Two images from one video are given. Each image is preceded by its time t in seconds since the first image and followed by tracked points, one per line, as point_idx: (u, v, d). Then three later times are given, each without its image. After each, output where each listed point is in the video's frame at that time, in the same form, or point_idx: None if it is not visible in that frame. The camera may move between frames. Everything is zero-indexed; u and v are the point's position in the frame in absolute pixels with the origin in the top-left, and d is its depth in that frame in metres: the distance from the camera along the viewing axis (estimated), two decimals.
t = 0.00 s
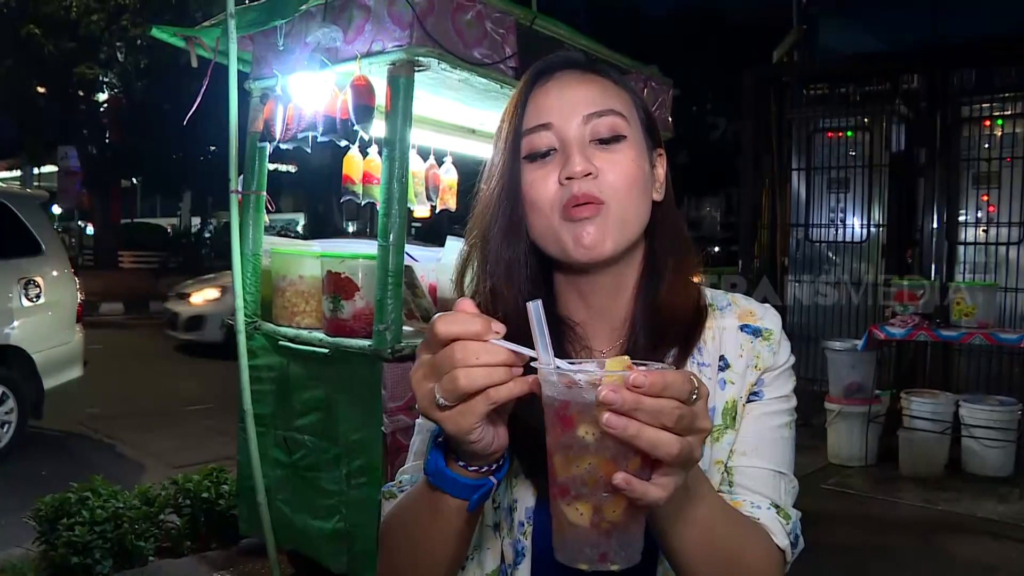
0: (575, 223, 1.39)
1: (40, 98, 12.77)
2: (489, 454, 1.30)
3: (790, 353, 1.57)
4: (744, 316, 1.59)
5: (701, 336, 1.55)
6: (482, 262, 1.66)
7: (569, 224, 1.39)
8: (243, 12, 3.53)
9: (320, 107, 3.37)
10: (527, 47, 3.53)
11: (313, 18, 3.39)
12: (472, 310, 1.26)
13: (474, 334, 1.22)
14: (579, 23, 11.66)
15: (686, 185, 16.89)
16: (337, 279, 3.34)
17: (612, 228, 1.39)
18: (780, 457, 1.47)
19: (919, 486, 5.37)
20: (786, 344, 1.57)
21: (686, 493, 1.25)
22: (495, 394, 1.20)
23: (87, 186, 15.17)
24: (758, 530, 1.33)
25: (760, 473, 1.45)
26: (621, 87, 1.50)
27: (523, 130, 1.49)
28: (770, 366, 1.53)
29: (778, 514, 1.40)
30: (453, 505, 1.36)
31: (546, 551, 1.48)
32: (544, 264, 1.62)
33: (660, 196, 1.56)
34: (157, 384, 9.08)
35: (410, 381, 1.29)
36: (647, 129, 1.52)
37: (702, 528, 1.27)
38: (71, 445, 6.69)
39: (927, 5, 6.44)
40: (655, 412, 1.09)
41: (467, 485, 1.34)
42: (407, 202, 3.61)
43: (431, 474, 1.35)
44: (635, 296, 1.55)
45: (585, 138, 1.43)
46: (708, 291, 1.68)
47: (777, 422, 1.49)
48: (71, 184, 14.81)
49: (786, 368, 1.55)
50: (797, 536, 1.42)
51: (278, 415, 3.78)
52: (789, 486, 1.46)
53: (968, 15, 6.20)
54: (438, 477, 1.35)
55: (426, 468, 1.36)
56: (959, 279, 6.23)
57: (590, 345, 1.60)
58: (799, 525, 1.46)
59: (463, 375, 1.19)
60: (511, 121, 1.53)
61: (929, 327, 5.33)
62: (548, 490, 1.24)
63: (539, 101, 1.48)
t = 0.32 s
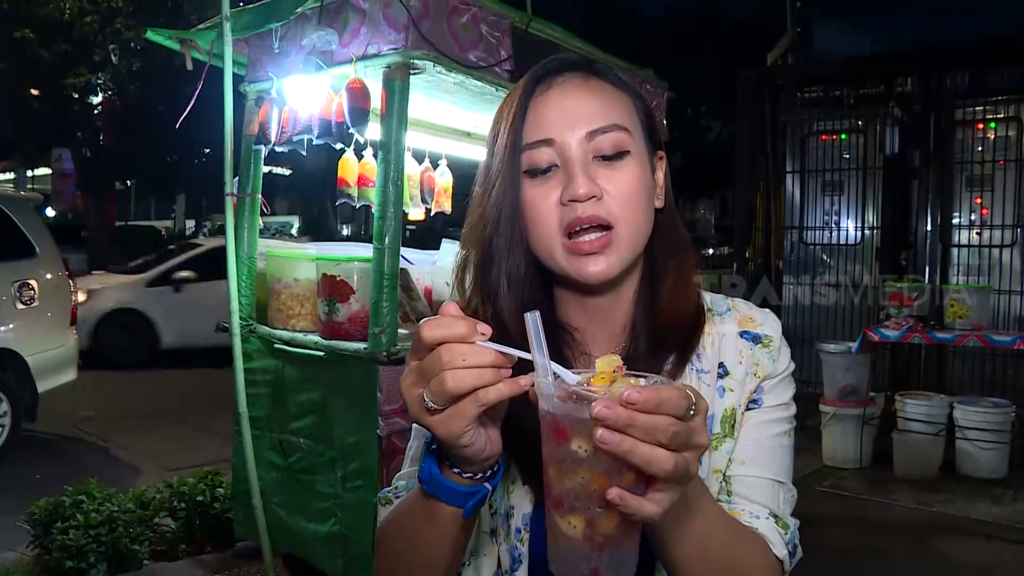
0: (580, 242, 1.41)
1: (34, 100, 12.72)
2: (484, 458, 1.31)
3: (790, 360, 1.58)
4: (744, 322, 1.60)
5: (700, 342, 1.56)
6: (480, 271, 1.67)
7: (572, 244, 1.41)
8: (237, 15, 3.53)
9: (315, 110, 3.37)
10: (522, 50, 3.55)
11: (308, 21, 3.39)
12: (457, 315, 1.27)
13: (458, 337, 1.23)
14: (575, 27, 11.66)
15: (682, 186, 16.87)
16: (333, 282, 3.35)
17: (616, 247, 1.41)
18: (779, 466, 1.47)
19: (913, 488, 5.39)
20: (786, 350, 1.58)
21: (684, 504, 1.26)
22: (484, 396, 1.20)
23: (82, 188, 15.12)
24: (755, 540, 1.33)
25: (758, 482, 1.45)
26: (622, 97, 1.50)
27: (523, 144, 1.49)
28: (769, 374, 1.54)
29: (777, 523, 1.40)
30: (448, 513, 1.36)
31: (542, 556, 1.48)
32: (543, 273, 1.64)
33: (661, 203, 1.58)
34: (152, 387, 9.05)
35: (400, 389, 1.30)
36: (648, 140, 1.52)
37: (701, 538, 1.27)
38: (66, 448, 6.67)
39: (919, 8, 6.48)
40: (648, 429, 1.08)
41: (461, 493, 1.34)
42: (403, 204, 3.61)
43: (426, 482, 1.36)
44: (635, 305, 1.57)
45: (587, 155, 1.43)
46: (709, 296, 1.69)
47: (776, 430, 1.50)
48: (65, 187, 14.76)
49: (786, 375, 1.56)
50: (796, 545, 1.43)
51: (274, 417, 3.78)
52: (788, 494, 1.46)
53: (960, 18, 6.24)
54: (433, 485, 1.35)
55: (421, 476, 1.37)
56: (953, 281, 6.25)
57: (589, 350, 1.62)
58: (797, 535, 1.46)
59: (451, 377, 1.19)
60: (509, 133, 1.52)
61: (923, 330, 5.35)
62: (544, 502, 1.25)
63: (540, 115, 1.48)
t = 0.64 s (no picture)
0: (579, 242, 1.40)
1: (34, 100, 12.70)
2: (478, 467, 1.29)
3: (797, 368, 1.57)
4: (750, 329, 1.58)
5: (705, 349, 1.55)
6: (479, 270, 1.66)
7: (573, 245, 1.40)
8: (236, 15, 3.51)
9: (314, 110, 3.36)
10: (522, 51, 3.54)
11: (308, 21, 3.39)
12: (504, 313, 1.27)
13: (496, 331, 1.23)
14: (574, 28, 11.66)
15: (681, 186, 16.83)
16: (332, 282, 3.34)
17: (617, 248, 1.40)
18: (784, 479, 1.46)
19: (913, 490, 5.38)
20: (792, 358, 1.57)
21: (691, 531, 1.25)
22: (494, 397, 1.19)
23: (81, 189, 15.13)
24: (760, 557, 1.33)
25: (763, 496, 1.44)
26: (626, 96, 1.50)
27: (523, 142, 1.48)
28: (775, 383, 1.53)
29: (781, 539, 1.40)
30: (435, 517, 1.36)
31: (540, 566, 1.49)
32: (541, 273, 1.63)
33: (664, 205, 1.58)
34: (150, 388, 9.04)
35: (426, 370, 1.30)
36: (652, 139, 1.52)
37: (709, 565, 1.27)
38: (64, 449, 6.66)
39: (918, 9, 6.48)
40: (660, 466, 1.07)
41: (448, 499, 1.33)
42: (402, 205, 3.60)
43: (421, 481, 1.35)
44: (637, 310, 1.57)
45: (590, 154, 1.43)
46: (714, 301, 1.68)
47: (781, 441, 1.49)
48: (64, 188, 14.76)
49: (792, 384, 1.55)
50: (798, 559, 1.44)
51: (272, 418, 3.77)
52: (792, 508, 1.46)
53: (960, 19, 6.24)
54: (427, 486, 1.34)
55: (419, 474, 1.35)
56: (952, 283, 6.25)
57: (590, 356, 1.62)
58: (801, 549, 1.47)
59: (468, 362, 1.19)
60: (509, 130, 1.51)
61: (923, 332, 5.34)
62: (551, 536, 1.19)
63: (541, 112, 1.47)
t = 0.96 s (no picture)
0: (576, 233, 1.38)
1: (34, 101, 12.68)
2: (487, 485, 1.27)
3: (796, 367, 1.55)
4: (749, 328, 1.57)
5: (703, 349, 1.53)
6: (479, 265, 1.66)
7: (570, 236, 1.38)
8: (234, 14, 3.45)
9: (313, 110, 3.34)
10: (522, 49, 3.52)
11: (307, 20, 3.38)
12: (477, 334, 1.23)
13: (473, 357, 1.19)
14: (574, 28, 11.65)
15: (682, 187, 16.76)
16: (331, 283, 3.32)
17: (614, 239, 1.38)
18: (784, 479, 1.45)
19: (914, 491, 5.36)
20: (791, 357, 1.55)
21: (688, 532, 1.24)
22: (494, 421, 1.17)
23: (81, 190, 15.12)
24: (760, 558, 1.32)
25: (763, 496, 1.42)
26: (625, 90, 1.48)
27: (521, 134, 1.47)
28: (775, 383, 1.52)
29: (781, 539, 1.39)
30: (446, 533, 1.34)
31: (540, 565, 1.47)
32: (541, 269, 1.62)
33: (664, 202, 1.56)
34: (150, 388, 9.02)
35: (411, 403, 1.27)
36: (651, 135, 1.51)
37: (704, 563, 1.25)
38: (63, 449, 6.65)
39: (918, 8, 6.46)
40: (658, 458, 1.06)
41: (461, 516, 1.32)
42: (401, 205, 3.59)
43: (427, 499, 1.34)
44: (634, 314, 1.55)
45: (588, 145, 1.41)
46: (713, 300, 1.67)
47: (781, 441, 1.48)
48: (64, 188, 14.73)
49: (792, 383, 1.53)
50: (798, 560, 1.42)
51: (271, 418, 3.76)
52: (792, 509, 1.45)
53: (961, 20, 6.22)
54: (434, 504, 1.33)
55: (423, 493, 1.35)
56: (953, 283, 6.25)
57: (588, 354, 1.60)
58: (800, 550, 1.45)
59: (459, 400, 1.16)
60: (508, 123, 1.50)
61: (924, 332, 5.32)
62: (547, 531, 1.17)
63: (540, 104, 1.46)
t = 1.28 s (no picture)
0: (554, 236, 1.37)
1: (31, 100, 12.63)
2: (480, 479, 1.27)
3: (792, 369, 1.55)
4: (745, 330, 1.57)
5: (700, 349, 1.52)
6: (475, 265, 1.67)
7: (548, 238, 1.38)
8: (233, 14, 3.44)
9: (311, 110, 3.33)
10: (520, 50, 3.51)
11: (305, 21, 3.38)
12: (454, 332, 1.23)
13: (453, 353, 1.19)
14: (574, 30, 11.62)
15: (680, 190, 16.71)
16: (326, 283, 3.31)
17: (590, 242, 1.37)
18: (779, 479, 1.45)
19: (911, 495, 5.36)
20: (787, 359, 1.55)
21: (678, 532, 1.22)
22: (477, 415, 1.16)
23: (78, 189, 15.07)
24: (753, 557, 1.32)
25: (757, 495, 1.43)
26: (614, 90, 1.47)
27: (510, 136, 1.48)
28: (770, 384, 1.51)
29: (775, 538, 1.39)
30: (441, 529, 1.33)
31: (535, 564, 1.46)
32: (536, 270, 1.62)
33: (659, 203, 1.55)
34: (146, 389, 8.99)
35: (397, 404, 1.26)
36: (643, 135, 1.49)
37: (693, 559, 1.24)
38: (58, 450, 6.62)
39: (917, 12, 6.45)
40: (642, 452, 1.04)
41: (456, 511, 1.31)
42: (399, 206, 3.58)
43: (420, 497, 1.33)
44: (629, 314, 1.54)
45: (570, 147, 1.41)
46: (710, 303, 1.66)
47: (777, 442, 1.47)
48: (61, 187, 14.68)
49: (787, 384, 1.53)
50: (792, 559, 1.42)
51: (267, 419, 3.75)
52: (786, 508, 1.45)
53: (959, 24, 6.23)
54: (428, 501, 1.32)
55: (416, 492, 1.34)
56: (950, 287, 6.29)
57: (584, 356, 1.59)
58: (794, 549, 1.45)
59: (441, 396, 1.16)
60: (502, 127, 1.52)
61: (921, 335, 5.32)
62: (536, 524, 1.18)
63: (528, 106, 1.47)
